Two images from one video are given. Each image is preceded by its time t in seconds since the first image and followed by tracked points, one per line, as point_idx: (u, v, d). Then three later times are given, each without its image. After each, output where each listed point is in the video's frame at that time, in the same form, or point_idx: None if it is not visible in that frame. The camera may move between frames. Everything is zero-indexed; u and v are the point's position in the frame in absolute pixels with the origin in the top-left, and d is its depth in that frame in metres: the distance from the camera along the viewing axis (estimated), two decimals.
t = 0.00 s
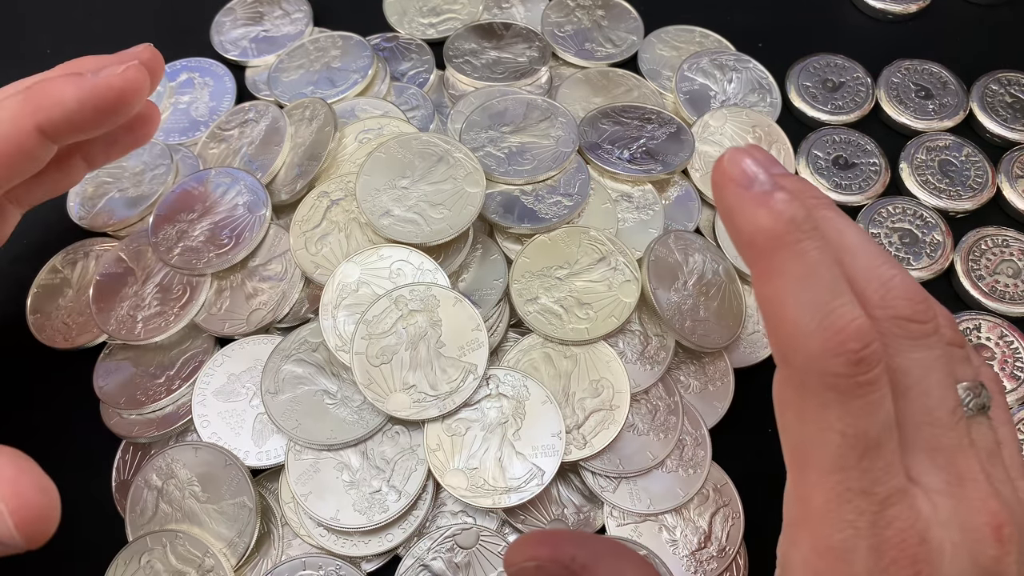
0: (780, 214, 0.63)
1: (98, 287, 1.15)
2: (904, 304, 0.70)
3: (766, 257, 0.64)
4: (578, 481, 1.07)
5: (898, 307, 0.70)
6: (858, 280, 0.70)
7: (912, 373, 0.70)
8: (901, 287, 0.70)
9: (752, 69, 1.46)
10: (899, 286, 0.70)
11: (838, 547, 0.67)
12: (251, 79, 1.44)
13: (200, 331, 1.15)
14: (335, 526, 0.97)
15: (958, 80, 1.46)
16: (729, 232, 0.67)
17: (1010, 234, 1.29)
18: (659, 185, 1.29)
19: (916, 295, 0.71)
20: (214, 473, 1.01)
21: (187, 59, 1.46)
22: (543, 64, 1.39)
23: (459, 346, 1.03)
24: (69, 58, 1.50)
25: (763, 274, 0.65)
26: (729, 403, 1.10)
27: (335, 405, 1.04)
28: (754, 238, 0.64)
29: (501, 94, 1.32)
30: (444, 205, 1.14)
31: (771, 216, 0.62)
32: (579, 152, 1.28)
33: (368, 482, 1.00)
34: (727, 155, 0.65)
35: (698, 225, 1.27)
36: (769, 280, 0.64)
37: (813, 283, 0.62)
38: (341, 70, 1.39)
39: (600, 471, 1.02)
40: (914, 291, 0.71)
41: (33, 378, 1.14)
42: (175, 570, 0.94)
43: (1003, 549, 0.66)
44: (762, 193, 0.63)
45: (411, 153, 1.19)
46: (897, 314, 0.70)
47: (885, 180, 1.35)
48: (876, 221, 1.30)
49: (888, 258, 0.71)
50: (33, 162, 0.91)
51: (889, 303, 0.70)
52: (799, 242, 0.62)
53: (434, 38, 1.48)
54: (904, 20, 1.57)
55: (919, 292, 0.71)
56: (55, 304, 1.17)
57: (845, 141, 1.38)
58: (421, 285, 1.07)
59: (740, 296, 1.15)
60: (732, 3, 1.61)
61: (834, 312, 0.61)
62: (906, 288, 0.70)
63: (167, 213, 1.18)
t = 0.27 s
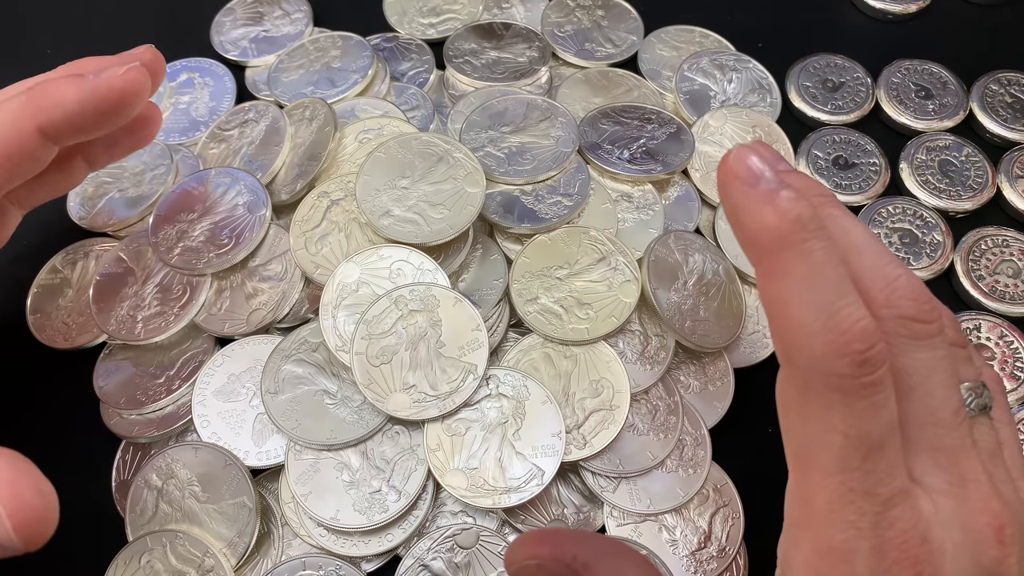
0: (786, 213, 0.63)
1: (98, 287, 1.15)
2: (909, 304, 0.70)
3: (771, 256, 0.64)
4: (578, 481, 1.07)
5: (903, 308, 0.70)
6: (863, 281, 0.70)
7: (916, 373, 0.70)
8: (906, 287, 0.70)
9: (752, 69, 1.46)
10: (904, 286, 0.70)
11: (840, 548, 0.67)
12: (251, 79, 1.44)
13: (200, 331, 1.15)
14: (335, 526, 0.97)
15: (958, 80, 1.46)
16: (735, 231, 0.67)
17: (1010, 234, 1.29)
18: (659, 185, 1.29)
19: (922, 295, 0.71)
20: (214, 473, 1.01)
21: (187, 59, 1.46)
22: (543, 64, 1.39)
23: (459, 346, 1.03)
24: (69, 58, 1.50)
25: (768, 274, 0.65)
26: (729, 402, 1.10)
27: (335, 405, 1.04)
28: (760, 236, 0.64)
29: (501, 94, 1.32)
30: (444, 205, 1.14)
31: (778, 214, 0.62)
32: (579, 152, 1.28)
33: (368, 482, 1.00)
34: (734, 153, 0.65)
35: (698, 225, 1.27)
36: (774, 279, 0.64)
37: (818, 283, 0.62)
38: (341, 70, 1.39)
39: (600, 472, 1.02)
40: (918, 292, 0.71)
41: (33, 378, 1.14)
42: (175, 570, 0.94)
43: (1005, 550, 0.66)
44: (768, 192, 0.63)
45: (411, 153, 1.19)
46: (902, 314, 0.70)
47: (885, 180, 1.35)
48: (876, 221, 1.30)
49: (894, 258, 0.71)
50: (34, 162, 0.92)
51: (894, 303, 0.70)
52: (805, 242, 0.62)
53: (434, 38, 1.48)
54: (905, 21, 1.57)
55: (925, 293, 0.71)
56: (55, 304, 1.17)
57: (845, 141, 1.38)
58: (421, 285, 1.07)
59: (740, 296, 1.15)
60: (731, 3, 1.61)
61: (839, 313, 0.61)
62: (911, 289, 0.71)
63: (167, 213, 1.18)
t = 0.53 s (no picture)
0: (788, 212, 0.62)
1: (98, 287, 1.15)
2: (909, 304, 0.71)
3: (773, 255, 0.63)
4: (578, 481, 1.07)
5: (902, 307, 0.71)
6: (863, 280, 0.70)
7: (916, 373, 0.70)
8: (907, 288, 0.71)
9: (752, 69, 1.46)
10: (905, 287, 0.71)
11: (839, 548, 0.66)
12: (251, 79, 1.44)
13: (200, 331, 1.15)
14: (335, 526, 0.97)
15: (958, 80, 1.46)
16: (735, 230, 0.67)
17: (1010, 234, 1.29)
18: (659, 185, 1.29)
19: (921, 294, 0.71)
20: (214, 473, 1.01)
21: (187, 59, 1.46)
22: (543, 64, 1.39)
23: (460, 346, 1.03)
24: (69, 59, 1.50)
25: (770, 271, 0.64)
26: (729, 402, 1.10)
27: (335, 405, 1.04)
28: (761, 236, 0.64)
29: (501, 94, 1.32)
30: (444, 205, 1.14)
31: (780, 214, 0.62)
32: (579, 152, 1.28)
33: (368, 482, 1.00)
34: (735, 152, 0.65)
35: (698, 225, 1.27)
36: (776, 279, 0.63)
37: (820, 283, 0.61)
38: (341, 70, 1.39)
39: (600, 472, 1.02)
40: (918, 292, 0.71)
41: (33, 378, 1.14)
42: (175, 570, 0.94)
43: (1004, 549, 0.67)
44: (768, 191, 0.63)
45: (411, 153, 1.19)
46: (902, 314, 0.70)
47: (885, 180, 1.35)
48: (876, 221, 1.30)
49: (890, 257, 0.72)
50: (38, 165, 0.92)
51: (895, 304, 0.71)
52: (807, 241, 0.62)
53: (434, 38, 1.48)
54: (904, 21, 1.57)
55: (925, 292, 0.72)
56: (55, 304, 1.17)
57: (845, 141, 1.38)
58: (421, 285, 1.07)
59: (740, 296, 1.15)
60: (731, 3, 1.61)
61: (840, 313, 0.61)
62: (912, 288, 0.71)
63: (167, 213, 1.18)
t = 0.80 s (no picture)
0: (783, 213, 0.62)
1: (98, 287, 1.15)
2: (904, 303, 0.71)
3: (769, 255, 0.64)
4: (578, 481, 1.07)
5: (897, 306, 0.70)
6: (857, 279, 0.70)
7: (912, 372, 0.70)
8: (901, 288, 0.71)
9: (752, 69, 1.46)
10: (898, 287, 0.71)
11: (836, 546, 0.66)
12: (251, 79, 1.44)
13: (200, 330, 1.15)
14: (335, 526, 0.97)
15: (958, 80, 1.46)
16: (731, 231, 0.67)
17: (1010, 234, 1.29)
18: (659, 185, 1.29)
19: (916, 293, 0.71)
20: (214, 473, 1.01)
21: (187, 59, 1.46)
22: (543, 64, 1.39)
23: (459, 346, 1.03)
24: (69, 59, 1.50)
25: (765, 271, 0.64)
26: (729, 402, 1.10)
27: (335, 405, 1.04)
28: (756, 236, 0.64)
29: (501, 94, 1.32)
30: (444, 205, 1.14)
31: (775, 215, 0.62)
32: (579, 152, 1.28)
33: (368, 481, 1.00)
34: (729, 155, 0.66)
35: (698, 225, 1.27)
36: (771, 278, 0.64)
37: (814, 282, 0.61)
38: (341, 70, 1.39)
39: (600, 471, 1.02)
40: (913, 291, 0.71)
41: (33, 378, 1.14)
42: (175, 570, 0.94)
43: (1001, 547, 0.67)
44: (763, 193, 0.64)
45: (411, 153, 1.19)
46: (897, 313, 0.70)
47: (885, 180, 1.35)
48: (876, 221, 1.30)
49: (884, 256, 0.72)
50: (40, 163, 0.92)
51: (889, 303, 0.70)
52: (802, 241, 0.62)
53: (434, 38, 1.48)
54: (904, 21, 1.57)
55: (919, 291, 0.71)
56: (55, 304, 1.17)
57: (845, 141, 1.38)
58: (421, 285, 1.06)
59: (740, 296, 1.15)
60: (731, 3, 1.61)
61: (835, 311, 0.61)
62: (906, 288, 0.71)
63: (167, 213, 1.18)
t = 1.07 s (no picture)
0: (756, 217, 0.64)
1: (98, 287, 1.15)
2: (885, 303, 0.72)
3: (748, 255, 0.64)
4: (578, 481, 1.07)
5: (878, 306, 0.71)
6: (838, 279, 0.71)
7: (894, 368, 0.71)
8: (883, 288, 0.72)
9: (752, 69, 1.46)
10: (880, 287, 0.72)
11: (823, 540, 0.66)
12: (251, 79, 1.44)
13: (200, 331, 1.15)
14: (335, 526, 0.97)
15: (958, 80, 1.46)
16: (709, 236, 0.69)
17: (1010, 234, 1.29)
18: (659, 185, 1.29)
19: (897, 292, 0.72)
20: (214, 473, 1.01)
21: (187, 59, 1.46)
22: (543, 64, 1.39)
23: (459, 346, 1.03)
24: (69, 59, 1.50)
25: (744, 273, 0.65)
26: (729, 402, 1.10)
27: (335, 405, 1.04)
28: (732, 239, 0.66)
29: (501, 94, 1.32)
30: (444, 205, 1.14)
31: (749, 218, 0.64)
32: (579, 152, 1.28)
33: (369, 482, 1.00)
34: (705, 163, 0.68)
35: (698, 225, 1.27)
36: (747, 279, 0.65)
37: (789, 281, 0.62)
38: (341, 70, 1.39)
39: (601, 472, 1.02)
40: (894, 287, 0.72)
41: (33, 378, 1.14)
42: (175, 570, 0.94)
43: (986, 541, 0.67)
44: (738, 198, 0.65)
45: (411, 153, 1.19)
46: (878, 312, 0.71)
47: (885, 180, 1.34)
48: (876, 221, 1.31)
49: (867, 256, 0.73)
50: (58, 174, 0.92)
51: (871, 303, 0.71)
52: (776, 243, 0.64)
53: (434, 38, 1.48)
54: (904, 21, 1.57)
55: (901, 290, 0.73)
56: (55, 304, 1.17)
57: (845, 141, 1.38)
58: (421, 285, 1.07)
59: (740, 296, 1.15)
60: (731, 3, 1.61)
61: (808, 307, 0.62)
62: (887, 287, 0.72)
63: (167, 213, 1.18)
